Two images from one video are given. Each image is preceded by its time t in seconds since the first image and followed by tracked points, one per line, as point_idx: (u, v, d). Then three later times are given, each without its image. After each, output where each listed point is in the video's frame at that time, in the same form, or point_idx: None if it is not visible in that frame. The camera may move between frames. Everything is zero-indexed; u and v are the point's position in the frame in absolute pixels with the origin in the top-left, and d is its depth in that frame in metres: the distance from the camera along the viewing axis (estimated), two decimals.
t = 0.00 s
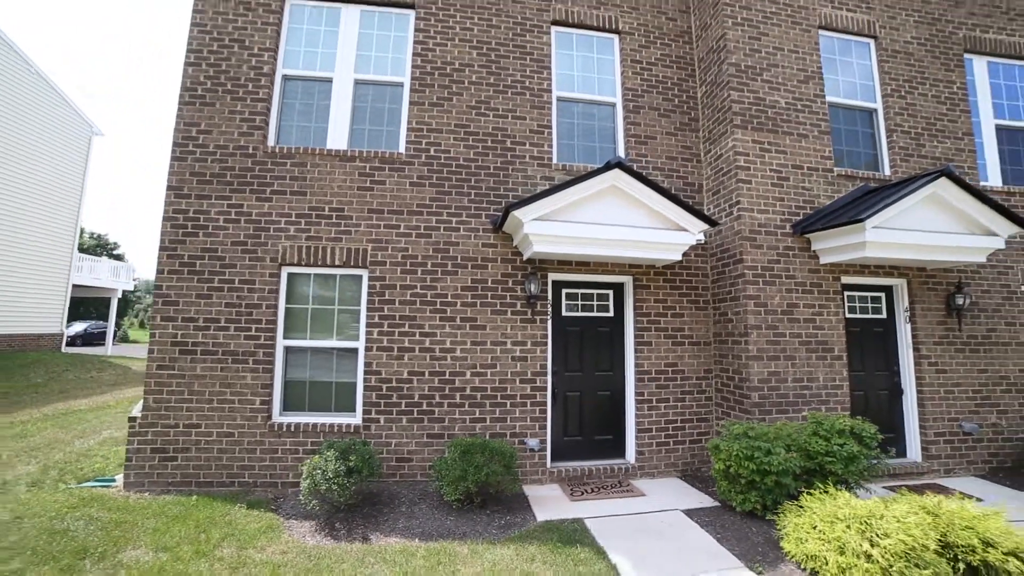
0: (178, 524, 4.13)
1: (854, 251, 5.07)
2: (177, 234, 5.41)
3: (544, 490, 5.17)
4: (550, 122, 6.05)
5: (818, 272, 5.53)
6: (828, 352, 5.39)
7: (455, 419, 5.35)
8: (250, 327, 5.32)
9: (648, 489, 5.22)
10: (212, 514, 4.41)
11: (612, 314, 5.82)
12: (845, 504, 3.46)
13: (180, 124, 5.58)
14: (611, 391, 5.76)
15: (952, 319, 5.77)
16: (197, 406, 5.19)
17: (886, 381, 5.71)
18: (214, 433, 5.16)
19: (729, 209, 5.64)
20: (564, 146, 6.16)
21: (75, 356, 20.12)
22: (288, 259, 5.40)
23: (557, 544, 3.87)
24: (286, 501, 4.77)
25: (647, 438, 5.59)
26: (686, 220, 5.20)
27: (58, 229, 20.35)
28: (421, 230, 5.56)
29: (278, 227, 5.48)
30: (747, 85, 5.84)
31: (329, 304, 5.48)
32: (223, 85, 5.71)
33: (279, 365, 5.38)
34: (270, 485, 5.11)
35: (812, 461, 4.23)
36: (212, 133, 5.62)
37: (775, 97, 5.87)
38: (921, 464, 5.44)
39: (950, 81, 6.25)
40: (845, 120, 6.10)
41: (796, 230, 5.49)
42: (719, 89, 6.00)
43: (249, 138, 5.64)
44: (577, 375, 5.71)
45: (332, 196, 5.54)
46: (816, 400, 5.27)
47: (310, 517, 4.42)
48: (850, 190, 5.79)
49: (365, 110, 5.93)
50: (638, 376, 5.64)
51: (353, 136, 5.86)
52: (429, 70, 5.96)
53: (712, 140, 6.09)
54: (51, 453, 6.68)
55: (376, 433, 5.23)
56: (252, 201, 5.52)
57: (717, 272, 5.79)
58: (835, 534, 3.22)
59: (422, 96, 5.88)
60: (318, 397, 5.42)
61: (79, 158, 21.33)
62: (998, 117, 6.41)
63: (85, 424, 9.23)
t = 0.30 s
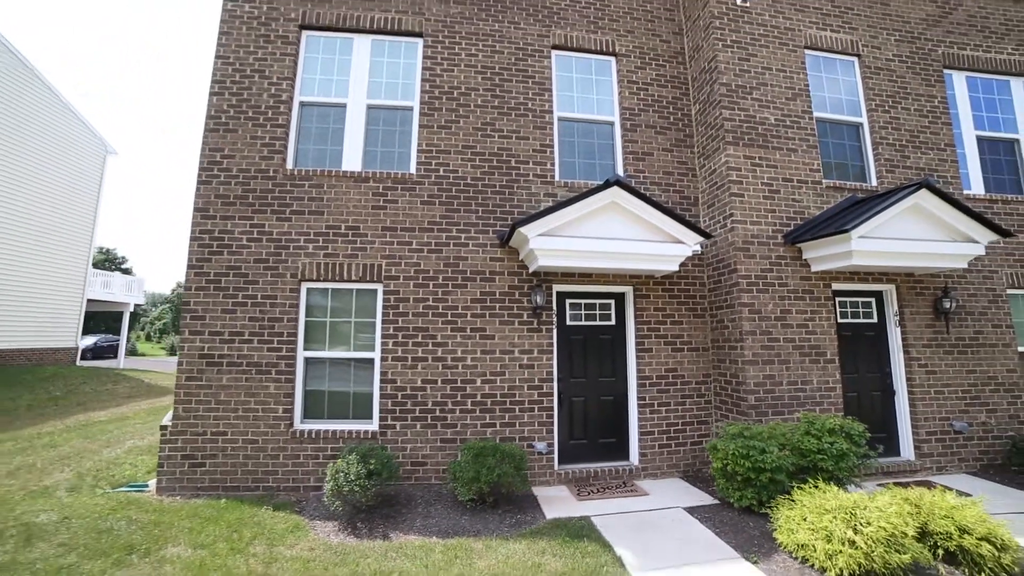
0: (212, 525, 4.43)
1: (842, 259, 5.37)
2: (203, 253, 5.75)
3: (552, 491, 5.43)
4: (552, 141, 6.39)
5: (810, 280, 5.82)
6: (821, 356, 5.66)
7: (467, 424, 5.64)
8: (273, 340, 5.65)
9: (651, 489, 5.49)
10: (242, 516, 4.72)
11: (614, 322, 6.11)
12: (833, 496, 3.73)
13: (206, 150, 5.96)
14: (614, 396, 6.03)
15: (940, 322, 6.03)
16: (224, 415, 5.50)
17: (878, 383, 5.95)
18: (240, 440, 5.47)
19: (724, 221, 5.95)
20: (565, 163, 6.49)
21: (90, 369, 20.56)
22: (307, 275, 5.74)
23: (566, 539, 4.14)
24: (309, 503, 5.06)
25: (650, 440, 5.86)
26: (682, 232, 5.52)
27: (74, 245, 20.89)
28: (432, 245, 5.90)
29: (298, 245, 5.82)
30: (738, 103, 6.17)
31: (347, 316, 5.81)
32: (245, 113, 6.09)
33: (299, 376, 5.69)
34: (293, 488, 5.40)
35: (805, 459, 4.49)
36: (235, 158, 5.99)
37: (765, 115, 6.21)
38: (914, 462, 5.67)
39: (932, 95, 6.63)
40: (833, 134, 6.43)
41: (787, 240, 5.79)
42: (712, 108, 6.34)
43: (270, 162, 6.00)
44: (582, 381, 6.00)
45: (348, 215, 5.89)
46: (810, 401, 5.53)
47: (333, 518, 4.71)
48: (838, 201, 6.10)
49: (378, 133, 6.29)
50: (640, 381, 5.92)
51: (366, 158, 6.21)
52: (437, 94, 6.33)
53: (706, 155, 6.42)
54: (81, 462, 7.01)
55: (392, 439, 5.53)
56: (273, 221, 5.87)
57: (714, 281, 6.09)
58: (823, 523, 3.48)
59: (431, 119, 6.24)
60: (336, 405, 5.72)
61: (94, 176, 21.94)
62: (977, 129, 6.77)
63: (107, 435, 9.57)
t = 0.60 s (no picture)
0: (240, 526, 4.72)
1: (832, 269, 5.68)
2: (227, 268, 6.09)
3: (559, 492, 5.70)
4: (555, 159, 6.75)
5: (802, 289, 6.13)
6: (814, 361, 5.94)
7: (477, 429, 5.93)
8: (293, 350, 5.96)
9: (654, 489, 5.76)
10: (267, 517, 5.00)
11: (616, 331, 6.42)
12: (822, 491, 4.02)
13: (229, 171, 6.32)
14: (617, 401, 6.32)
15: (927, 328, 6.32)
16: (247, 421, 5.80)
17: (870, 386, 6.23)
18: (262, 446, 5.77)
19: (719, 233, 6.27)
20: (568, 180, 6.84)
21: (100, 380, 20.91)
22: (326, 288, 6.06)
23: (573, 534, 4.42)
24: (330, 504, 5.34)
25: (652, 443, 6.13)
26: (679, 245, 5.84)
27: (86, 258, 21.35)
28: (443, 259, 6.23)
29: (316, 260, 6.16)
30: (731, 122, 6.52)
31: (363, 327, 6.13)
32: (266, 135, 6.46)
33: (318, 384, 5.99)
34: (313, 491, 5.69)
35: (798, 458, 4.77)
36: (256, 178, 6.34)
37: (757, 132, 6.56)
38: (904, 462, 5.93)
39: (915, 112, 7.00)
40: (821, 150, 6.78)
41: (779, 251, 6.11)
42: (706, 126, 6.69)
43: (289, 181, 6.36)
44: (586, 387, 6.29)
45: (363, 231, 6.23)
46: (804, 405, 5.81)
47: (354, 517, 4.99)
48: (827, 214, 6.43)
49: (391, 153, 6.65)
50: (641, 387, 6.21)
51: (380, 177, 6.56)
52: (446, 116, 6.70)
53: (702, 171, 6.76)
54: (107, 468, 7.32)
55: (406, 443, 5.82)
56: (292, 237, 6.21)
57: (711, 290, 6.40)
58: (813, 515, 3.77)
59: (441, 140, 6.60)
60: (353, 412, 6.01)
61: (106, 190, 22.47)
62: (959, 143, 7.13)
63: (126, 444, 9.89)
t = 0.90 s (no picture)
0: (266, 527, 4.99)
1: (824, 277, 5.97)
2: (248, 282, 6.40)
3: (567, 493, 5.96)
4: (559, 175, 7.07)
5: (797, 296, 6.40)
6: (810, 365, 6.20)
7: (488, 433, 6.21)
8: (312, 359, 6.25)
9: (657, 489, 6.01)
10: (291, 518, 5.28)
11: (620, 338, 6.70)
12: (815, 487, 4.29)
13: (250, 189, 6.65)
14: (621, 405, 6.59)
15: (919, 333, 6.58)
16: (268, 427, 6.08)
17: (865, 389, 6.47)
18: (283, 451, 6.05)
19: (717, 244, 6.56)
20: (572, 194, 7.15)
21: (111, 390, 21.27)
22: (342, 300, 6.37)
23: (582, 531, 4.68)
24: (349, 506, 5.61)
25: (655, 446, 6.39)
26: (679, 256, 6.13)
27: (97, 270, 21.83)
28: (454, 272, 6.53)
29: (333, 273, 6.47)
30: (727, 138, 6.84)
31: (378, 337, 6.42)
32: (284, 155, 6.81)
33: (335, 391, 6.28)
34: (332, 494, 5.96)
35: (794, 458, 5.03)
36: (275, 196, 6.67)
37: (752, 147, 6.87)
38: (899, 462, 6.16)
39: (902, 126, 7.33)
40: (814, 163, 7.09)
41: (775, 260, 6.40)
42: (704, 142, 7.01)
43: (306, 199, 6.68)
44: (592, 392, 6.56)
45: (378, 245, 6.55)
46: (800, 407, 6.06)
47: (373, 518, 5.26)
48: (820, 224, 6.72)
49: (402, 171, 6.98)
50: (645, 392, 6.48)
51: (392, 193, 6.89)
52: (455, 135, 7.04)
53: (700, 184, 7.07)
54: (130, 475, 7.60)
55: (420, 447, 6.09)
56: (310, 251, 6.52)
57: (710, 298, 6.68)
58: (807, 509, 4.03)
59: (450, 158, 6.93)
60: (369, 418, 6.29)
61: (118, 204, 23.02)
62: (946, 154, 7.44)
63: (144, 452, 10.18)
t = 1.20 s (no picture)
0: (287, 525, 5.27)
1: (818, 288, 6.25)
2: (268, 291, 6.72)
3: (572, 495, 6.22)
4: (564, 189, 7.40)
5: (793, 306, 6.68)
6: (805, 372, 6.46)
7: (496, 437, 6.48)
8: (328, 365, 6.56)
9: (659, 492, 6.26)
10: (309, 517, 5.56)
11: (622, 346, 6.98)
12: (806, 488, 4.55)
13: (270, 203, 7.00)
14: (624, 411, 6.85)
15: (911, 341, 6.83)
16: (286, 430, 6.37)
17: (859, 396, 6.71)
18: (301, 453, 6.33)
19: (716, 256, 6.86)
20: (576, 207, 7.47)
21: (121, 395, 21.64)
22: (358, 309, 6.69)
23: (586, 529, 4.94)
24: (364, 506, 5.89)
25: (657, 450, 6.64)
26: (677, 268, 6.43)
27: (110, 277, 22.38)
28: (463, 282, 6.85)
29: (349, 283, 6.79)
30: (725, 154, 7.16)
31: (391, 345, 6.73)
32: (302, 170, 7.16)
33: (351, 396, 6.57)
34: (346, 495, 6.24)
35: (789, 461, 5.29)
36: (294, 210, 7.01)
37: (748, 163, 7.18)
38: (892, 467, 6.39)
39: (893, 142, 7.65)
40: (808, 178, 7.40)
41: (770, 271, 6.68)
42: (702, 158, 7.33)
43: (324, 212, 7.02)
44: (595, 398, 6.83)
45: (391, 257, 6.88)
46: (796, 413, 6.31)
47: (387, 517, 5.53)
48: (814, 237, 7.02)
49: (414, 186, 7.33)
50: (646, 398, 6.75)
51: (405, 207, 7.23)
52: (465, 152, 7.39)
53: (699, 199, 7.38)
54: (150, 478, 7.90)
55: (431, 450, 6.37)
56: (327, 262, 6.85)
57: (709, 308, 6.96)
58: (798, 508, 4.29)
59: (460, 173, 7.28)
60: (382, 422, 6.57)
61: (131, 213, 23.64)
62: (936, 169, 7.75)
63: (159, 456, 10.48)
